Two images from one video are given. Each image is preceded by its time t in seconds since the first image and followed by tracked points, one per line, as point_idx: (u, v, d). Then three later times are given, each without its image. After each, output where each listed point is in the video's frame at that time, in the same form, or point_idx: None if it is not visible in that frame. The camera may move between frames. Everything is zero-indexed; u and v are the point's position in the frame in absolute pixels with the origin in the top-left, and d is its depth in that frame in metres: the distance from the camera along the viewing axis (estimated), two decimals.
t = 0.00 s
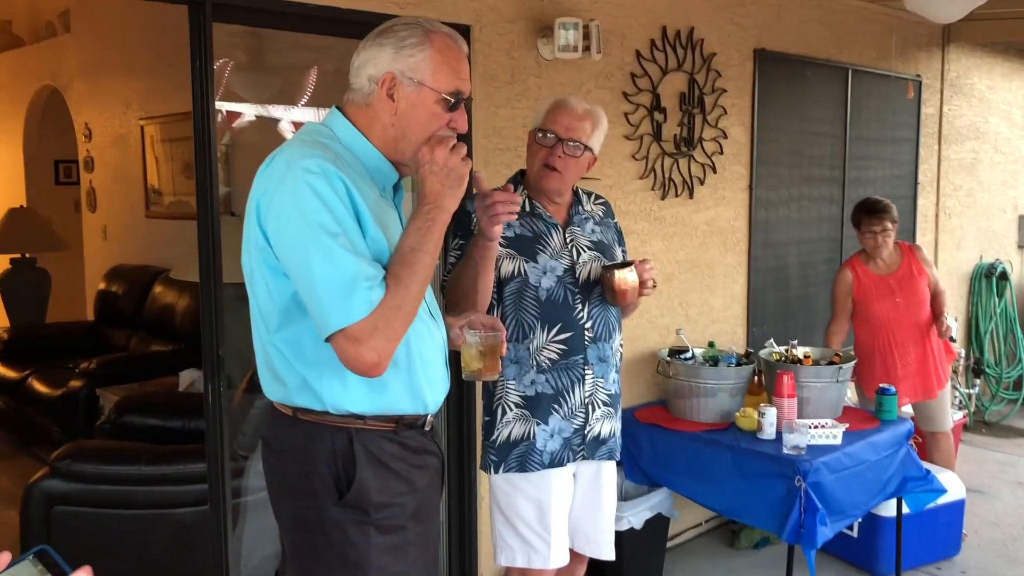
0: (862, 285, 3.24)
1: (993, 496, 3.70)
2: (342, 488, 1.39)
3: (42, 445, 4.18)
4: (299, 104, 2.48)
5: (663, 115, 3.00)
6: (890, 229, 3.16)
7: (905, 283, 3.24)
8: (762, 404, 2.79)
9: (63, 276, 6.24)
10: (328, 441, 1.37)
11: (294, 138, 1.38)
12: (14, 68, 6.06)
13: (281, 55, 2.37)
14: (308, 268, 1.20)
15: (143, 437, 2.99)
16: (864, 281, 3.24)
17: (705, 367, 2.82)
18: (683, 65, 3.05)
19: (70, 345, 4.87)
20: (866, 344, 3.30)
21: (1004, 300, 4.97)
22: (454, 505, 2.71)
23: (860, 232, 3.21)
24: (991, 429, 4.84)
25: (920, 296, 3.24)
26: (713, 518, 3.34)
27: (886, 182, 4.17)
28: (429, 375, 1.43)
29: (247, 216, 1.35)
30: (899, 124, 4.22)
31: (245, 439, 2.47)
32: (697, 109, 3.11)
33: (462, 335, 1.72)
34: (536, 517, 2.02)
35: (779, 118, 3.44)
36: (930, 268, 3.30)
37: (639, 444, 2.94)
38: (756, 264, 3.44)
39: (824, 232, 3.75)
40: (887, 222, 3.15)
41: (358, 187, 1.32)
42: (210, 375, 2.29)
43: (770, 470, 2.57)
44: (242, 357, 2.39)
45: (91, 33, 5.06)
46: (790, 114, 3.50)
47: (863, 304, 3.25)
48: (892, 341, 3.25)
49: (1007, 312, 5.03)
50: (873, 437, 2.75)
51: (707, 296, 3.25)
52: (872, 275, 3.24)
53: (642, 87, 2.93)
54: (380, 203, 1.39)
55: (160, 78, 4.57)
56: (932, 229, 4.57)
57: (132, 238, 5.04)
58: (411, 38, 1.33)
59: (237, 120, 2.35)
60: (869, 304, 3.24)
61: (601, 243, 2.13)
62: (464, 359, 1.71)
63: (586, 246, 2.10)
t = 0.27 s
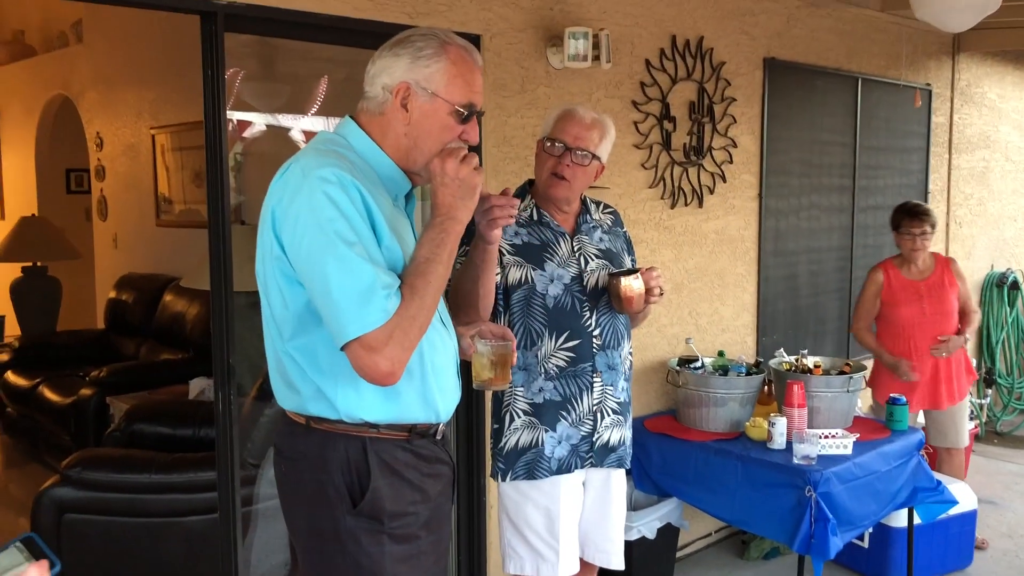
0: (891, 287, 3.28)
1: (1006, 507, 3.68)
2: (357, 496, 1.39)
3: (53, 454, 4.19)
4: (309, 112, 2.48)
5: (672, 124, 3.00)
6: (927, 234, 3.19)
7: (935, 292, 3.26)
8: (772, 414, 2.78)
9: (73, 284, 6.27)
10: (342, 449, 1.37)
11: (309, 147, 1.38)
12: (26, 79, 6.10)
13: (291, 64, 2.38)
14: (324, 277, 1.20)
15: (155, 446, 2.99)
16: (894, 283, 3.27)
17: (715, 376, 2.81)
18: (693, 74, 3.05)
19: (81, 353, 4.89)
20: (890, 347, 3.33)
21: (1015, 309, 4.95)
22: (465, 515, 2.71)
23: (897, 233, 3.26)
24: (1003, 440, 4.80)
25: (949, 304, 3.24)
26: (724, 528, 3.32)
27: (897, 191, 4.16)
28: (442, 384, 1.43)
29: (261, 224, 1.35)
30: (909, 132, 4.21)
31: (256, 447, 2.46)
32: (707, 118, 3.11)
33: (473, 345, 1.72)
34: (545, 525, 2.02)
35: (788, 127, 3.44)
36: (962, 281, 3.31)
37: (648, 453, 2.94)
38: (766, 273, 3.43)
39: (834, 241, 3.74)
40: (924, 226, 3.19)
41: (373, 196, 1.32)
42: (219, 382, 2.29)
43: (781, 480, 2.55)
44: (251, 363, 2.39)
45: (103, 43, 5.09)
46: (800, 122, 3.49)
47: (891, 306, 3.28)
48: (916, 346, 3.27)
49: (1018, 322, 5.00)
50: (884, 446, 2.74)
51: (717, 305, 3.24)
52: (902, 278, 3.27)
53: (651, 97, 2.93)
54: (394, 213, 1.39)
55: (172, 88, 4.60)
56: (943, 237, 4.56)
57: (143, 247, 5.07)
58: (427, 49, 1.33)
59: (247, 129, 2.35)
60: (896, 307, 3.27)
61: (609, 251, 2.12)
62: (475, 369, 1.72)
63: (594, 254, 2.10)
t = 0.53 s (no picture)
0: (930, 290, 3.36)
1: (1011, 514, 3.66)
2: (359, 504, 1.39)
3: (57, 460, 4.20)
4: (313, 120, 2.49)
5: (676, 131, 3.01)
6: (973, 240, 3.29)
7: (972, 300, 3.34)
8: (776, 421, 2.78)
9: (79, 291, 6.29)
10: (345, 457, 1.37)
11: (317, 154, 1.38)
12: (32, 86, 6.13)
13: (296, 71, 2.39)
14: (328, 284, 1.21)
15: (159, 452, 2.99)
16: (933, 287, 3.35)
17: (719, 383, 2.81)
18: (696, 81, 3.06)
19: (85, 360, 4.90)
20: (921, 352, 3.40)
21: (1019, 316, 4.94)
22: (468, 523, 2.71)
23: (945, 238, 3.35)
24: (1008, 447, 4.79)
25: (982, 312, 3.35)
26: (727, 535, 3.31)
27: (900, 198, 4.16)
28: (446, 392, 1.43)
29: (268, 230, 1.36)
30: (913, 139, 4.21)
31: (259, 455, 2.46)
32: (710, 126, 3.11)
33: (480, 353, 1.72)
34: (547, 532, 2.02)
35: (792, 134, 3.44)
36: (998, 293, 3.40)
37: (653, 460, 2.93)
38: (770, 279, 3.43)
39: (837, 248, 3.73)
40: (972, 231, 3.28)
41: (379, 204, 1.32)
42: (223, 389, 2.30)
43: (785, 487, 2.55)
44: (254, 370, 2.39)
45: (109, 51, 5.11)
46: (804, 129, 3.50)
47: (928, 310, 3.36)
48: (947, 351, 3.34)
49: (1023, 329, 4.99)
50: (888, 454, 2.73)
51: (721, 312, 3.24)
52: (942, 284, 3.35)
53: (655, 104, 2.94)
54: (400, 221, 1.40)
55: (177, 95, 4.62)
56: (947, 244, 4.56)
57: (148, 253, 5.08)
58: (437, 59, 1.34)
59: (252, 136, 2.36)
60: (933, 311, 3.35)
61: (613, 259, 2.13)
62: (481, 378, 1.71)
63: (598, 262, 2.10)
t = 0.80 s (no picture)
0: (963, 296, 3.34)
1: (1012, 519, 3.66)
2: (358, 509, 1.39)
3: (57, 465, 4.20)
4: (314, 125, 2.49)
5: (676, 136, 3.01)
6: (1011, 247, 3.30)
7: (1000, 306, 3.38)
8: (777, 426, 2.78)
9: (80, 296, 6.29)
10: (344, 461, 1.37)
11: (319, 159, 1.39)
12: (33, 91, 6.14)
13: (297, 76, 2.39)
14: (327, 291, 1.21)
15: (160, 457, 3.00)
16: (966, 293, 3.34)
17: (720, 388, 2.80)
18: (697, 86, 3.06)
19: (86, 364, 4.90)
20: (946, 356, 3.40)
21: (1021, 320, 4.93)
22: (469, 528, 2.70)
23: (986, 243, 3.33)
24: (1010, 451, 4.79)
25: (1009, 317, 3.39)
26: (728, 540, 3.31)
27: (901, 203, 4.16)
28: (446, 397, 1.43)
29: (269, 235, 1.36)
30: (913, 144, 4.21)
31: (259, 460, 2.46)
32: (711, 130, 3.12)
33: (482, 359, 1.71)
34: (547, 539, 2.01)
35: (793, 139, 3.44)
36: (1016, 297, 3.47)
37: (654, 465, 2.93)
38: (770, 283, 3.43)
39: (838, 252, 3.73)
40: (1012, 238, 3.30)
41: (379, 210, 1.32)
42: (224, 395, 2.30)
43: (786, 492, 2.55)
44: (254, 375, 2.39)
45: (110, 55, 5.12)
46: (804, 134, 3.50)
47: (959, 314, 3.34)
48: (974, 356, 3.35)
49: None
50: (889, 459, 2.73)
51: (722, 317, 3.24)
52: (977, 289, 3.34)
53: (655, 109, 2.94)
54: (401, 226, 1.39)
55: (178, 100, 4.62)
56: (948, 248, 4.56)
57: (149, 258, 5.08)
58: (438, 64, 1.34)
59: (253, 141, 2.37)
60: (965, 317, 3.34)
61: (615, 265, 2.13)
62: (482, 384, 1.71)
63: (600, 268, 2.10)
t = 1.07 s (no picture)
0: (980, 299, 3.36)
1: (1011, 523, 3.66)
2: (356, 511, 1.39)
3: (56, 467, 4.20)
4: (313, 127, 2.49)
5: (675, 139, 3.01)
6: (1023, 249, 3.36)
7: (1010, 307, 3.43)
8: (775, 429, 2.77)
9: (79, 298, 6.30)
10: (342, 463, 1.37)
11: (316, 162, 1.38)
12: (32, 93, 6.14)
13: (296, 79, 2.39)
14: (323, 296, 1.21)
15: (158, 459, 2.99)
16: (983, 296, 3.36)
17: (718, 392, 2.80)
18: (696, 89, 3.06)
19: (85, 366, 4.90)
20: (964, 360, 3.40)
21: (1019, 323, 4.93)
22: (467, 531, 2.70)
23: (1002, 247, 3.35)
24: (1009, 455, 4.79)
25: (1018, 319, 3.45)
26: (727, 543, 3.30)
27: (900, 206, 4.16)
28: (444, 400, 1.43)
29: (267, 238, 1.36)
30: (912, 147, 4.22)
31: (257, 462, 2.46)
32: (710, 133, 3.12)
33: (481, 360, 1.71)
34: (541, 544, 2.01)
35: (792, 142, 3.44)
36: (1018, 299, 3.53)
37: (652, 469, 2.93)
38: (769, 286, 3.43)
39: (837, 255, 3.74)
40: None
41: (377, 213, 1.32)
42: (222, 397, 2.30)
43: (785, 495, 2.55)
44: (252, 377, 2.39)
45: (109, 58, 5.13)
46: (803, 137, 3.50)
47: (977, 317, 3.37)
48: (992, 359, 3.37)
49: None
50: (888, 462, 2.73)
51: (720, 320, 3.24)
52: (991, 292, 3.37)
53: (654, 112, 2.94)
54: (399, 228, 1.39)
55: (177, 102, 4.63)
56: (947, 250, 4.56)
57: (147, 260, 5.08)
58: (436, 67, 1.34)
59: (253, 143, 2.37)
60: (982, 320, 3.36)
61: (613, 269, 2.13)
62: (481, 386, 1.71)
63: (599, 272, 2.10)
